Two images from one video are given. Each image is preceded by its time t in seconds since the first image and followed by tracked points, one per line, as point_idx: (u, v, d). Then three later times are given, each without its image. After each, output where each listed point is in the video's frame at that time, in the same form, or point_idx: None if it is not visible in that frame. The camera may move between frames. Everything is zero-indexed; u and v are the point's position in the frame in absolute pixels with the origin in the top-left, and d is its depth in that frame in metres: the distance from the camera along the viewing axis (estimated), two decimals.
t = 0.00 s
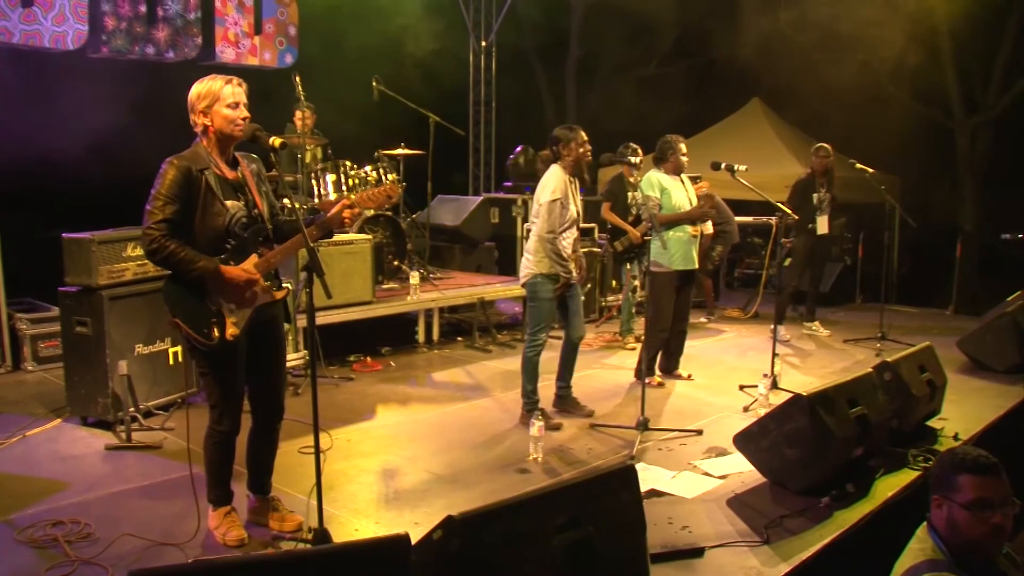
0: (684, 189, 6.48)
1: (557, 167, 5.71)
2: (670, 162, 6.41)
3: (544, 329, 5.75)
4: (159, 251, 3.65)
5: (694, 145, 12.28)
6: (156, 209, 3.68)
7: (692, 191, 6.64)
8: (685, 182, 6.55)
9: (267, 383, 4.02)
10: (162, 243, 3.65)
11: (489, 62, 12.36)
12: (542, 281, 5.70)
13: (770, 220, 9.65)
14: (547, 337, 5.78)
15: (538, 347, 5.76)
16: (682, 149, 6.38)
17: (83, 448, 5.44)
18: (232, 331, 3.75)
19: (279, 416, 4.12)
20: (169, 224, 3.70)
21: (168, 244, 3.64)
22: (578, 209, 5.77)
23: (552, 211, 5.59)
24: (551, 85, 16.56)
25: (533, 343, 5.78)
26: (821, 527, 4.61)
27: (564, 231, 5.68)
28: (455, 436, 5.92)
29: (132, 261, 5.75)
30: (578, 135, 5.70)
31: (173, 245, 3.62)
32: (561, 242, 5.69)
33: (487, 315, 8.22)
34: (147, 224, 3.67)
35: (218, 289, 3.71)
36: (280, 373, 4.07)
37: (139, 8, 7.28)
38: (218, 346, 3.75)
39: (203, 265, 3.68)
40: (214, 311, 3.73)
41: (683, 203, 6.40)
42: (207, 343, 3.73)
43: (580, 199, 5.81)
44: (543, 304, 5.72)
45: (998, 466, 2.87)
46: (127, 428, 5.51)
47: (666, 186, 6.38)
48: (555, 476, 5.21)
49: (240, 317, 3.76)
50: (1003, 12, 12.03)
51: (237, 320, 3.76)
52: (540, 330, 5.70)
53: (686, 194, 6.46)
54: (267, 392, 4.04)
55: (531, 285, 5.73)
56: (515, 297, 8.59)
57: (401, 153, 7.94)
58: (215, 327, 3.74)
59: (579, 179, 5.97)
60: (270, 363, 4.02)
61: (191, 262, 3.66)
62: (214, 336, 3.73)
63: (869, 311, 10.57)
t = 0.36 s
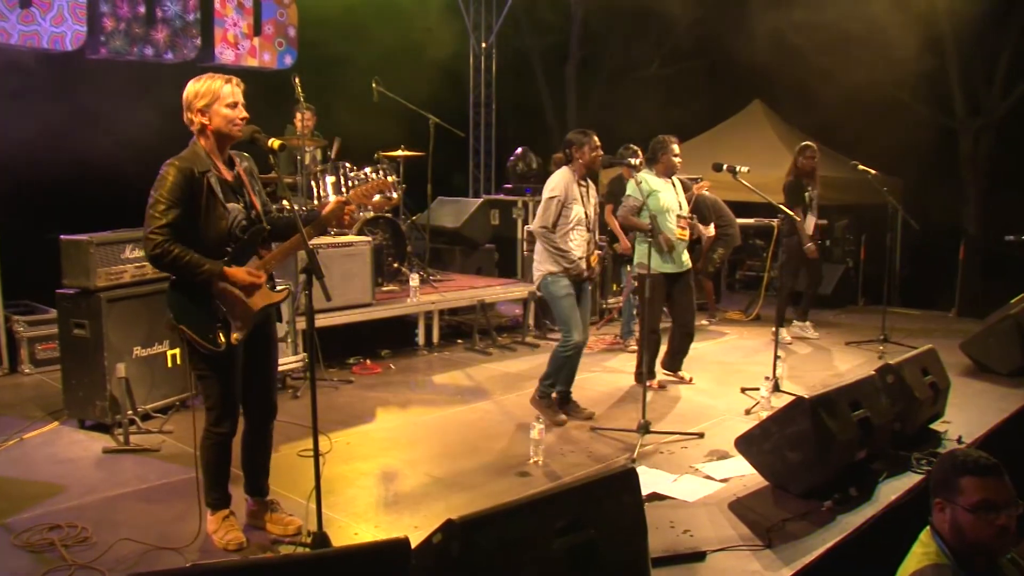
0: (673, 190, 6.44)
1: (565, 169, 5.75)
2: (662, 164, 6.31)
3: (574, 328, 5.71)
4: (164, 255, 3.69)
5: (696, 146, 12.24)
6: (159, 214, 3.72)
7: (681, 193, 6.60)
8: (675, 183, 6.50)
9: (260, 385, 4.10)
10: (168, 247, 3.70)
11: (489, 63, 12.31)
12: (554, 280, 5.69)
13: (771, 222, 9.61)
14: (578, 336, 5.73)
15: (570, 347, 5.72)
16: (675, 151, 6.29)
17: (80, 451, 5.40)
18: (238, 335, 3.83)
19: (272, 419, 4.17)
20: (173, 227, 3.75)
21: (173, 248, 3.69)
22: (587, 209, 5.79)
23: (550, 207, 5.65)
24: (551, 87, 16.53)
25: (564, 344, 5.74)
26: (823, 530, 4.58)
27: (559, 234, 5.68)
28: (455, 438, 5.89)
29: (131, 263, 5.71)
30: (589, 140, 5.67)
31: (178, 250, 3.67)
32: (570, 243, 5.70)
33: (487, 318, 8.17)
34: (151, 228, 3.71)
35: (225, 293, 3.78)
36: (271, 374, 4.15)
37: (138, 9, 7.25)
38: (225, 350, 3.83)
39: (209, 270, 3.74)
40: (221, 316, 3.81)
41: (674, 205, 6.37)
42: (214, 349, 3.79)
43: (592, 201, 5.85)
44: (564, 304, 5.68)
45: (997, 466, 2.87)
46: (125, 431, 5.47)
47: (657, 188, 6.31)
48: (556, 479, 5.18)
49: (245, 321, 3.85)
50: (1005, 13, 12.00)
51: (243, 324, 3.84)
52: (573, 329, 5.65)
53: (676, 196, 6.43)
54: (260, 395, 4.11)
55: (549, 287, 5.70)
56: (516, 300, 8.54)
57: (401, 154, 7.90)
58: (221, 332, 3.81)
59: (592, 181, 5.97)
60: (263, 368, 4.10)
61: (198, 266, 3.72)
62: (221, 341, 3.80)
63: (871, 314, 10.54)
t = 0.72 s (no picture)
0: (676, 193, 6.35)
1: (563, 169, 5.73)
2: (667, 165, 6.23)
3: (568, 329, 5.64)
4: (164, 258, 3.65)
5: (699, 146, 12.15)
6: (157, 216, 3.68)
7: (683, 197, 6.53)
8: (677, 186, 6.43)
9: (258, 387, 4.05)
10: (168, 250, 3.67)
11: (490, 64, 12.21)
12: (553, 280, 5.65)
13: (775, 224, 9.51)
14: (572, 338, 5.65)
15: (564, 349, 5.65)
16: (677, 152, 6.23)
17: (75, 457, 5.32)
18: (238, 339, 3.81)
19: (270, 424, 4.11)
20: (171, 230, 3.72)
21: (174, 250, 3.65)
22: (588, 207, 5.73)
23: (544, 210, 5.62)
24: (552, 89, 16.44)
25: (559, 346, 5.68)
26: (829, 537, 4.50)
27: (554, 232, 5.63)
28: (457, 444, 5.80)
29: (127, 266, 5.63)
30: (584, 137, 5.61)
31: (179, 251, 3.63)
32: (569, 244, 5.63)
33: (488, 321, 8.08)
34: (149, 231, 3.67)
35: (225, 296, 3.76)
36: (269, 377, 4.09)
37: (134, 7, 7.16)
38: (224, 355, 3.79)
39: (210, 272, 3.71)
40: (220, 319, 3.78)
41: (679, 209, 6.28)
42: (214, 353, 3.75)
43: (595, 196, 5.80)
44: (560, 304, 5.63)
45: (1007, 470, 2.78)
46: (121, 436, 5.40)
47: (661, 191, 6.23)
48: (558, 485, 5.10)
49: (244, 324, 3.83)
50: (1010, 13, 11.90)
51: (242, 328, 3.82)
52: (567, 329, 5.59)
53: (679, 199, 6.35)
54: (255, 399, 4.05)
55: (549, 287, 5.67)
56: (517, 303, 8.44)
57: (400, 156, 7.80)
58: (224, 336, 3.78)
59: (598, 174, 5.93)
60: (258, 374, 4.04)
61: (199, 269, 3.69)
62: (222, 344, 3.76)
63: (878, 317, 10.43)
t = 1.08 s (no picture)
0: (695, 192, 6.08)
1: (552, 168, 5.44)
2: (682, 165, 5.95)
3: (552, 341, 5.36)
4: (158, 263, 3.41)
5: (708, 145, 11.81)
6: (148, 218, 3.44)
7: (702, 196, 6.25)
8: (695, 185, 6.15)
9: (250, 389, 3.84)
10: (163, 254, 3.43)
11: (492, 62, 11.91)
12: (541, 288, 5.36)
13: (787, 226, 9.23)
14: (556, 349, 5.38)
15: (547, 361, 5.36)
16: (693, 151, 5.94)
17: (55, 469, 5.06)
18: (230, 346, 3.62)
19: (260, 425, 3.89)
20: (163, 233, 3.48)
21: (168, 255, 3.42)
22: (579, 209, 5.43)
23: (537, 213, 5.29)
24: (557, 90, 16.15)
25: (542, 357, 5.39)
26: (849, 553, 4.24)
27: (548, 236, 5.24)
28: (456, 454, 5.53)
29: (111, 269, 5.37)
30: (580, 133, 5.35)
31: (171, 256, 3.41)
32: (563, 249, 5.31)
33: (490, 326, 7.81)
34: (140, 233, 3.42)
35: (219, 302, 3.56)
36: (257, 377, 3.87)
37: None
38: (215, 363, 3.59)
39: (203, 277, 3.50)
40: (212, 326, 3.58)
41: (699, 210, 6.01)
42: (205, 361, 3.55)
43: (585, 198, 5.51)
44: (545, 314, 5.36)
45: None
46: (104, 446, 5.14)
47: (682, 192, 5.96)
48: (563, 498, 4.83)
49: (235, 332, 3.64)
50: None
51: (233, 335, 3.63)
52: (550, 340, 5.31)
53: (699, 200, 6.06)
54: (244, 402, 3.83)
55: (535, 294, 5.38)
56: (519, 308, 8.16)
57: (399, 154, 7.53)
58: (215, 344, 3.58)
59: (587, 177, 5.64)
60: (247, 376, 3.83)
61: (193, 275, 3.47)
62: (213, 353, 3.57)
63: (896, 322, 10.14)
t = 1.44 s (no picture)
0: (710, 194, 5.89)
1: (539, 191, 5.18)
2: (696, 164, 5.79)
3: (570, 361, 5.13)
4: (145, 271, 3.27)
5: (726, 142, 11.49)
6: (136, 226, 3.30)
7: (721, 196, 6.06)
8: (714, 186, 5.96)
9: (264, 407, 3.62)
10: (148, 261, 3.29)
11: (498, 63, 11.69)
12: (552, 306, 5.14)
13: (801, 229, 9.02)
14: (576, 370, 5.15)
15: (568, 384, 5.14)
16: (707, 150, 5.77)
17: (44, 480, 4.89)
18: (227, 355, 3.42)
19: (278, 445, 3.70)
20: (152, 241, 3.33)
21: (155, 264, 3.28)
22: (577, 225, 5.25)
23: (533, 240, 5.04)
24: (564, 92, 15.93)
25: (562, 380, 5.16)
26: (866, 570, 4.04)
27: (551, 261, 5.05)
28: (460, 466, 5.35)
29: (104, 273, 5.20)
30: (569, 151, 5.13)
31: (159, 263, 3.26)
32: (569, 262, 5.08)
33: (494, 333, 7.62)
34: (127, 241, 3.28)
35: (212, 311, 3.38)
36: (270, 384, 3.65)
37: None
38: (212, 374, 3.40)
39: (195, 284, 3.33)
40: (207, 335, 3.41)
41: (712, 212, 5.82)
42: (199, 370, 3.37)
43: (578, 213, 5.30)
44: (561, 333, 5.14)
45: None
46: (95, 457, 4.97)
47: (693, 192, 5.80)
48: (569, 511, 4.65)
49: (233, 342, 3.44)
50: None
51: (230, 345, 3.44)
52: (567, 362, 5.05)
53: (714, 202, 5.87)
54: (256, 422, 3.62)
55: (547, 312, 5.16)
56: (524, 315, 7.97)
57: (402, 156, 7.35)
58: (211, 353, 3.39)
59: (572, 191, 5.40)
60: (259, 398, 3.62)
61: (184, 284, 3.30)
62: (208, 363, 3.38)
63: (916, 329, 9.91)
